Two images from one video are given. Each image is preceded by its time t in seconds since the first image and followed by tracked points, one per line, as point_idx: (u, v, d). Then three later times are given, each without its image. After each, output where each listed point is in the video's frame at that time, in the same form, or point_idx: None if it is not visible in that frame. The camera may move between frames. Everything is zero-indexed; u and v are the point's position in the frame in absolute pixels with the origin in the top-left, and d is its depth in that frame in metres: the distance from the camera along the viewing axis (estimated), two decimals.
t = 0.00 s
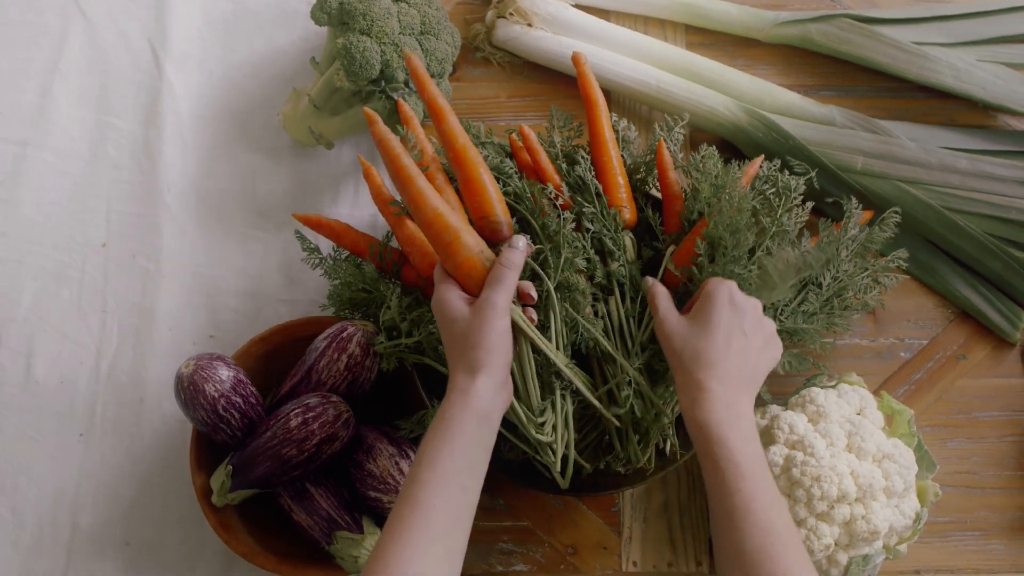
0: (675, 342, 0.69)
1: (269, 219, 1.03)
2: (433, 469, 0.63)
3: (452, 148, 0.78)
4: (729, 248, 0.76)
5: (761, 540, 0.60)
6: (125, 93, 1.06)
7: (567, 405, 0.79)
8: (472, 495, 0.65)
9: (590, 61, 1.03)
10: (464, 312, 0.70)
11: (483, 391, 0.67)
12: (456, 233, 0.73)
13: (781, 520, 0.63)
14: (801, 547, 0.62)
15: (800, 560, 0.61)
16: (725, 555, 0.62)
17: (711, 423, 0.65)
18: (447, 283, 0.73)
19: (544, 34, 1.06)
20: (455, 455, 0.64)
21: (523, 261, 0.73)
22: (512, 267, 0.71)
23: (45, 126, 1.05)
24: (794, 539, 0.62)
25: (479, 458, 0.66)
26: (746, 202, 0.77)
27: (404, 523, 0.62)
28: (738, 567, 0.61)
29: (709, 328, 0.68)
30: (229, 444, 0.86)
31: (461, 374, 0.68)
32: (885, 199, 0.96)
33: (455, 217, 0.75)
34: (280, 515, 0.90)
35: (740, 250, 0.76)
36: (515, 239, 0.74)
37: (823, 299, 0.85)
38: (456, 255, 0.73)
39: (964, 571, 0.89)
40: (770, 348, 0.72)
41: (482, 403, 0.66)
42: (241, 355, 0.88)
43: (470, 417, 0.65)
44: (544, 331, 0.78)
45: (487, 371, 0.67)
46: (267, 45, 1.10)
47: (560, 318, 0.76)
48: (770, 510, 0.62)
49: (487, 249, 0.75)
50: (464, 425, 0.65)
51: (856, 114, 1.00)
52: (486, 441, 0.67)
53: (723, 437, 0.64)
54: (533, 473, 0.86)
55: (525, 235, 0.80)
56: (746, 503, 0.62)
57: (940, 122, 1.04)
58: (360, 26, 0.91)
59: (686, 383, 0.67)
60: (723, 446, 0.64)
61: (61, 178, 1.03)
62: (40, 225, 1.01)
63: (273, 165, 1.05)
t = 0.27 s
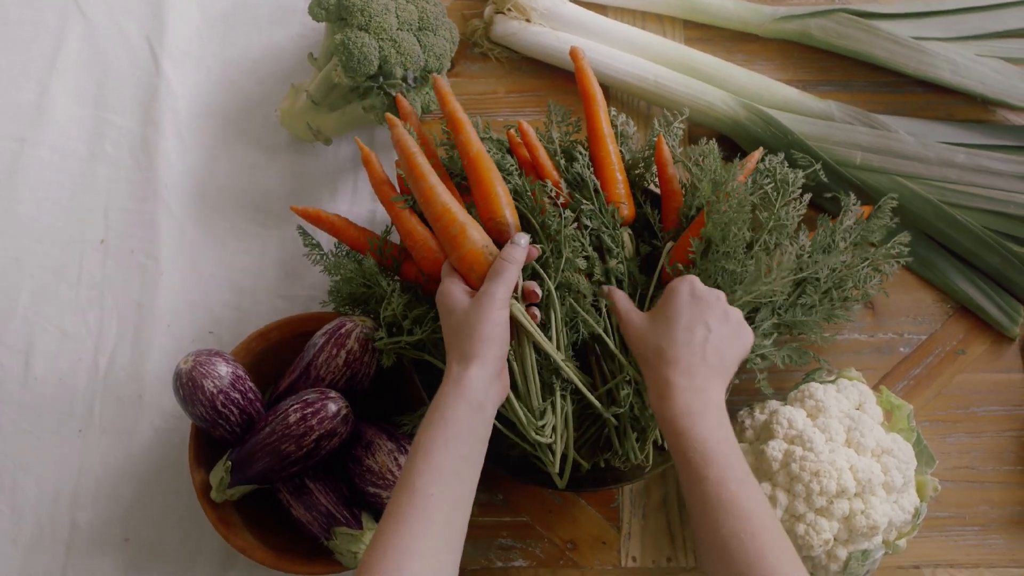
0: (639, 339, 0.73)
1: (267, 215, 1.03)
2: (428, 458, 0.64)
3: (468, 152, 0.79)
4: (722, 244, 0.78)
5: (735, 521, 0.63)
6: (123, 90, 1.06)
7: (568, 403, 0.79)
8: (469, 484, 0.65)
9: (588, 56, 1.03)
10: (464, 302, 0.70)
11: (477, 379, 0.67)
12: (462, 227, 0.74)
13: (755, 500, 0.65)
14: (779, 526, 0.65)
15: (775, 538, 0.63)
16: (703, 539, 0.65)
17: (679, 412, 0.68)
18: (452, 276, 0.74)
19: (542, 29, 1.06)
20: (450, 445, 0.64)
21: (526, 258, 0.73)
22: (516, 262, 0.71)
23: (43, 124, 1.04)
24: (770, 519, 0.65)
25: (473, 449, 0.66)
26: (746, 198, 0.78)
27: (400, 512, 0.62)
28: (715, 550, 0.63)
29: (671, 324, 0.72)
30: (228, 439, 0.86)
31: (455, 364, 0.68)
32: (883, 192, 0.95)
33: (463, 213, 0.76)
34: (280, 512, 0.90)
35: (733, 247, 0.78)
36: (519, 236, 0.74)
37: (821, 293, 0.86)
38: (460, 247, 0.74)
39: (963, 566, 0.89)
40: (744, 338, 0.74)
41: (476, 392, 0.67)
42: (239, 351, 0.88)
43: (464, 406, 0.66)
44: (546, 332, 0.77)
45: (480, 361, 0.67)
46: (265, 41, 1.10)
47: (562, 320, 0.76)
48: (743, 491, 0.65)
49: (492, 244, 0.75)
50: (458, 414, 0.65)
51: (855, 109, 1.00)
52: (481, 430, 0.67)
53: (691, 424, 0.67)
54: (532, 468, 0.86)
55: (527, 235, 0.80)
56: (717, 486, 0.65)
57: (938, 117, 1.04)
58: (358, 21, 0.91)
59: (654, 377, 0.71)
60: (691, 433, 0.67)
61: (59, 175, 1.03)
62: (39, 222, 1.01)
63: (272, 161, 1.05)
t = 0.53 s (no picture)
0: (612, 338, 0.74)
1: (266, 214, 1.03)
2: (426, 456, 0.64)
3: (473, 150, 0.79)
4: (713, 237, 0.79)
5: (716, 511, 0.63)
6: (122, 89, 1.06)
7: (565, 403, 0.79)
8: (468, 481, 0.65)
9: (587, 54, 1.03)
10: (463, 301, 0.70)
11: (473, 376, 0.67)
12: (462, 226, 0.74)
13: (736, 491, 0.65)
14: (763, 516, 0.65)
15: (758, 528, 0.63)
16: (687, 533, 0.65)
17: (654, 407, 0.68)
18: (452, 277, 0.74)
19: (541, 27, 1.06)
20: (448, 442, 0.64)
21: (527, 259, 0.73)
22: (517, 263, 0.70)
23: (41, 122, 1.04)
24: (753, 508, 0.65)
25: (471, 446, 0.66)
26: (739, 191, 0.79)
27: (397, 509, 0.62)
28: (699, 543, 0.63)
29: (640, 320, 0.73)
30: (226, 438, 0.86)
31: (452, 362, 0.68)
32: (883, 191, 0.95)
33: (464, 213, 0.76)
34: (278, 510, 0.90)
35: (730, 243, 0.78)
36: (522, 237, 0.73)
37: (820, 290, 0.86)
38: (461, 246, 0.74)
39: (962, 564, 0.89)
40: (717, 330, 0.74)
41: (473, 389, 0.67)
42: (238, 350, 0.88)
43: (460, 402, 0.66)
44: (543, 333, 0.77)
45: (476, 357, 0.67)
46: (264, 39, 1.10)
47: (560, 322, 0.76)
48: (722, 482, 0.65)
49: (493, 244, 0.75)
50: (455, 411, 0.65)
51: (854, 107, 1.00)
52: (478, 426, 0.67)
53: (666, 417, 0.67)
54: (531, 467, 0.86)
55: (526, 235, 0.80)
56: (695, 477, 0.65)
57: (938, 115, 1.04)
58: (356, 19, 0.90)
59: (628, 374, 0.71)
60: (667, 426, 0.67)
61: (58, 174, 1.03)
62: (38, 221, 1.01)
63: (271, 160, 1.05)
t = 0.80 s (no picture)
0: (604, 334, 0.75)
1: (263, 214, 1.03)
2: (419, 458, 0.64)
3: (466, 159, 0.79)
4: (712, 238, 0.79)
5: (710, 506, 0.64)
6: (119, 88, 1.06)
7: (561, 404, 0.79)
8: (461, 484, 0.65)
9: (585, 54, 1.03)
10: (454, 306, 0.70)
11: (465, 381, 0.67)
12: (454, 232, 0.74)
13: (727, 485, 0.66)
14: (754, 510, 0.65)
15: (750, 521, 0.64)
16: (680, 526, 0.65)
17: (647, 401, 0.68)
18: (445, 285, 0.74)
19: (538, 27, 1.06)
20: (441, 445, 0.65)
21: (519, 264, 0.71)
22: (506, 268, 0.69)
23: (39, 122, 1.04)
24: (745, 502, 0.65)
25: (465, 450, 0.66)
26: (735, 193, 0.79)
27: (390, 511, 0.62)
28: (693, 536, 0.64)
29: (632, 316, 0.73)
30: (224, 438, 0.86)
31: (444, 367, 0.68)
32: (881, 191, 0.95)
33: (456, 220, 0.75)
34: (276, 510, 0.90)
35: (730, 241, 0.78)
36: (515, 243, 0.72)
37: (817, 290, 0.86)
38: (452, 252, 0.73)
39: (960, 563, 0.89)
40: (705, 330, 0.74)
41: (464, 393, 0.67)
42: (236, 349, 0.88)
43: (453, 406, 0.66)
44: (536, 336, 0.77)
45: (468, 362, 0.68)
46: (261, 39, 1.10)
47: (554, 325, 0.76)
48: (715, 476, 0.66)
49: (485, 249, 0.74)
50: (447, 414, 0.66)
51: (852, 107, 1.00)
52: (471, 430, 0.67)
53: (658, 412, 0.68)
54: (528, 467, 0.86)
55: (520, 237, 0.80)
56: (689, 472, 0.65)
57: (936, 114, 1.04)
58: (353, 19, 0.90)
59: (620, 369, 0.71)
60: (660, 421, 0.67)
61: (56, 173, 1.03)
62: (35, 220, 1.01)
63: (268, 159, 1.05)
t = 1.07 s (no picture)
0: (602, 327, 0.74)
1: (261, 213, 1.02)
2: (415, 460, 0.64)
3: (463, 159, 0.79)
4: (711, 236, 0.79)
5: (716, 498, 0.63)
6: (116, 87, 1.06)
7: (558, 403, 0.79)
8: (458, 486, 0.65)
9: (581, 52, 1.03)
10: (448, 310, 0.70)
11: (460, 384, 0.68)
12: (448, 234, 0.73)
13: (733, 479, 0.65)
14: (758, 505, 0.64)
15: (755, 516, 0.63)
16: (684, 520, 0.64)
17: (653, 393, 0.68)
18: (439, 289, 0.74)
19: (535, 26, 1.06)
20: (437, 448, 0.65)
21: (514, 268, 0.71)
22: (500, 270, 0.69)
23: (36, 121, 1.04)
24: (750, 497, 0.64)
25: (461, 452, 0.66)
26: (733, 190, 0.79)
27: (387, 515, 0.62)
28: (699, 530, 0.63)
29: (631, 309, 0.72)
30: (221, 437, 0.86)
31: (440, 372, 0.69)
32: (878, 188, 0.96)
33: (451, 221, 0.75)
34: (274, 509, 0.90)
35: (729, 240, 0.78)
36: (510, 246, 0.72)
37: (815, 288, 0.86)
38: (446, 255, 0.73)
39: (958, 560, 0.89)
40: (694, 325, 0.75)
41: (460, 397, 0.67)
42: (233, 348, 0.88)
43: (448, 410, 0.66)
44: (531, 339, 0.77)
45: (463, 366, 0.68)
46: (258, 38, 1.10)
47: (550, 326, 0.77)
48: (720, 470, 0.65)
49: (479, 251, 0.74)
50: (443, 417, 0.66)
51: (849, 104, 1.00)
52: (467, 433, 0.67)
53: (664, 404, 0.67)
54: (526, 466, 0.87)
55: (517, 237, 0.81)
56: (695, 464, 0.64)
57: (932, 111, 1.04)
58: (350, 18, 0.90)
59: (622, 361, 0.70)
60: (666, 413, 0.67)
61: (53, 173, 1.03)
62: (33, 220, 1.01)
63: (266, 158, 1.05)
